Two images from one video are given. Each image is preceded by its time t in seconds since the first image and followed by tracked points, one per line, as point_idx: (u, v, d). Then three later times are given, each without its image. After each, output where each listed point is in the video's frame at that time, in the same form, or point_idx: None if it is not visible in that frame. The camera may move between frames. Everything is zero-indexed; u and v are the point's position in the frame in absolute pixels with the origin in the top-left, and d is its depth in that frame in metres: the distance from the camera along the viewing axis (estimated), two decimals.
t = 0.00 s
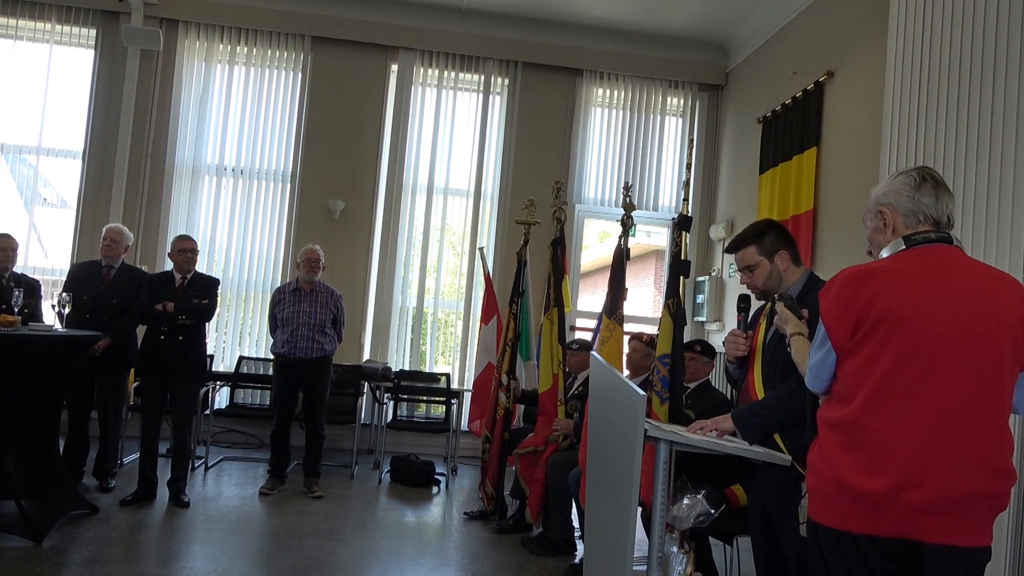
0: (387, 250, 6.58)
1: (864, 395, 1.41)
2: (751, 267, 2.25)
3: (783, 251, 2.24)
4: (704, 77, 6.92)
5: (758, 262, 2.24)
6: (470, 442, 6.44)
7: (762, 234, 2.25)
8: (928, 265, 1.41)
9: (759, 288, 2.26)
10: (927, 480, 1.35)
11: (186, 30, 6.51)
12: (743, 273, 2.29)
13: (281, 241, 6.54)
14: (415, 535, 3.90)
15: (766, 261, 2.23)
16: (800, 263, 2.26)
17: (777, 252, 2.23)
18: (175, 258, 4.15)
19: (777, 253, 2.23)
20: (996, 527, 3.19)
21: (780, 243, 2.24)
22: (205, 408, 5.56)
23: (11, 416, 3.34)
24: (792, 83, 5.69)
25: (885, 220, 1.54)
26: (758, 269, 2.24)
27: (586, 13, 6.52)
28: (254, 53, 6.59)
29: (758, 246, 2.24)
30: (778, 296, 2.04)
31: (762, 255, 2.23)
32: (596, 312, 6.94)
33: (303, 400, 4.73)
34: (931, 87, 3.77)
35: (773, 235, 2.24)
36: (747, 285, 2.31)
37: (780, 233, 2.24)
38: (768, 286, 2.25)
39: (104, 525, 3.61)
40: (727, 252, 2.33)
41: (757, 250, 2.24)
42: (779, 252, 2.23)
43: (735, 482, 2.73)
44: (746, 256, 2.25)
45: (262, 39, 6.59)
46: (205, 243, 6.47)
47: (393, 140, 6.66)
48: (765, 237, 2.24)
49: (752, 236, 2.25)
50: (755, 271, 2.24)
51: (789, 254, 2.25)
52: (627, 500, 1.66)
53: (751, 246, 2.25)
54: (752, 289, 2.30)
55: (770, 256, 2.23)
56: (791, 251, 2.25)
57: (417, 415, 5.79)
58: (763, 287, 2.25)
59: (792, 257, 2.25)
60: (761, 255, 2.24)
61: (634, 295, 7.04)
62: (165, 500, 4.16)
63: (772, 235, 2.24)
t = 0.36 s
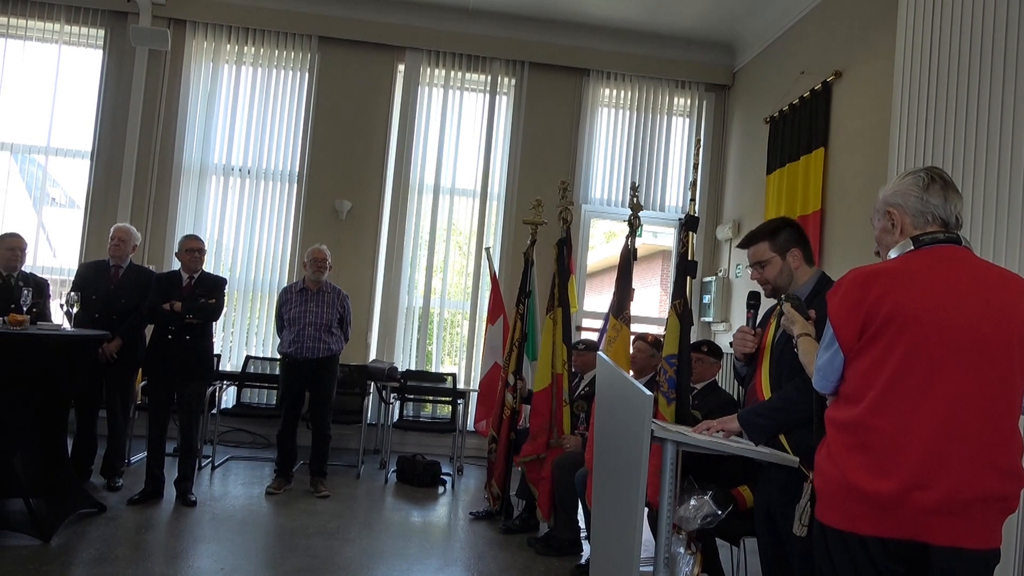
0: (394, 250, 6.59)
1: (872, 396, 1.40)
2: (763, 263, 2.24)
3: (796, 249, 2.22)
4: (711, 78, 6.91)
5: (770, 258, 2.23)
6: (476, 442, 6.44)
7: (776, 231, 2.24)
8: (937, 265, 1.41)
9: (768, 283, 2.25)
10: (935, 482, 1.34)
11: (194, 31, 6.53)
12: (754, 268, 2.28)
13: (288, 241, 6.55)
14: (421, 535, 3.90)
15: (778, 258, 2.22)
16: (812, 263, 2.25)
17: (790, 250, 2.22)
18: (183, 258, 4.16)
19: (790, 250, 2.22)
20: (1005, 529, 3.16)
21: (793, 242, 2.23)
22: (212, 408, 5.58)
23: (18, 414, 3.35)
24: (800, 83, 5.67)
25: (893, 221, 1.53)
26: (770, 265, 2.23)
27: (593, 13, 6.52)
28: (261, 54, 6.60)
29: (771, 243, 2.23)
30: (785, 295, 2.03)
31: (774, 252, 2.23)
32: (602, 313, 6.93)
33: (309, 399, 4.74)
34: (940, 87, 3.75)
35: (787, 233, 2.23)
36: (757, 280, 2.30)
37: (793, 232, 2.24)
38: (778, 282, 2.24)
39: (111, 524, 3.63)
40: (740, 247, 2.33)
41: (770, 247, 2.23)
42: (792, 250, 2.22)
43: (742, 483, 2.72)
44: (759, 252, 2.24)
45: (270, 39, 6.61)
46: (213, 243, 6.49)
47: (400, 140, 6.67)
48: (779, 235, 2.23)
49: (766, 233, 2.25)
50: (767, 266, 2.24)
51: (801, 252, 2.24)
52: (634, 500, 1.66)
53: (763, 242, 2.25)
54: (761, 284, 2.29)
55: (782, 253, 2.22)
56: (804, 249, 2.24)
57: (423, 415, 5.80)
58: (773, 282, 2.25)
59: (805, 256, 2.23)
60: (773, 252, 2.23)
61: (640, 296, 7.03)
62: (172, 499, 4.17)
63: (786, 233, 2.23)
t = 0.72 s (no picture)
0: (399, 250, 6.59)
1: (879, 394, 1.40)
2: (787, 243, 2.23)
3: (821, 239, 2.21)
4: (716, 76, 6.89)
5: (797, 240, 2.22)
6: (483, 441, 6.44)
7: (809, 219, 2.23)
8: (944, 262, 1.40)
9: (786, 264, 2.23)
10: (942, 479, 1.34)
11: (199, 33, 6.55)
12: (775, 247, 2.27)
13: (294, 241, 6.57)
14: (428, 535, 3.90)
15: (804, 243, 2.21)
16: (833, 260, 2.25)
17: (816, 239, 2.21)
18: (189, 259, 4.18)
19: (816, 240, 2.21)
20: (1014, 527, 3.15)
21: (821, 233, 2.22)
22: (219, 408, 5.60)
23: (27, 416, 3.37)
24: (805, 80, 5.66)
25: (898, 217, 1.52)
26: (794, 246, 2.22)
27: (597, 12, 6.51)
28: (266, 55, 6.62)
29: (801, 228, 2.22)
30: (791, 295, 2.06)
31: (802, 236, 2.22)
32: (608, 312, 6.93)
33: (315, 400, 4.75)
34: (946, 84, 3.73)
35: (818, 224, 2.22)
36: (775, 259, 2.28)
37: (823, 225, 2.22)
38: (795, 267, 2.23)
39: (120, 524, 3.64)
40: (769, 226, 2.32)
41: (799, 230, 2.22)
42: (818, 240, 2.21)
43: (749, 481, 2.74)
44: (787, 232, 2.23)
45: (274, 41, 6.62)
46: (219, 244, 6.51)
47: (404, 140, 6.67)
48: (809, 224, 2.22)
49: (797, 219, 2.24)
50: (790, 247, 2.22)
51: (826, 245, 2.22)
52: (640, 499, 1.66)
53: (793, 225, 2.24)
54: (778, 266, 2.27)
55: (809, 239, 2.21)
56: (830, 242, 2.23)
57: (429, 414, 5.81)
58: (791, 265, 2.23)
59: (828, 251, 2.22)
60: (801, 236, 2.22)
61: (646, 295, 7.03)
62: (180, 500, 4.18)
63: (815, 224, 2.22)
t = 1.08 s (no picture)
0: (404, 250, 6.60)
1: (885, 393, 1.39)
2: (789, 259, 2.23)
3: (823, 246, 2.20)
4: (721, 75, 6.88)
5: (796, 255, 2.22)
6: (488, 441, 6.44)
7: (803, 227, 2.22)
8: (950, 262, 1.39)
9: (794, 279, 2.25)
10: (948, 480, 1.33)
11: (205, 34, 6.57)
12: (779, 263, 2.28)
13: (299, 241, 6.58)
14: (433, 534, 3.91)
15: (805, 254, 2.20)
16: (839, 259, 2.23)
17: (817, 246, 2.21)
18: (196, 260, 4.19)
19: (816, 247, 2.21)
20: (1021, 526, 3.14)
21: (820, 237, 2.21)
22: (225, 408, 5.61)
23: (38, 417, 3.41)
24: (810, 79, 5.64)
25: (906, 216, 1.52)
26: (796, 261, 2.22)
27: (602, 11, 6.51)
28: (271, 56, 6.63)
29: (798, 239, 2.21)
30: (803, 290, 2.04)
31: (801, 248, 2.21)
32: (613, 312, 6.92)
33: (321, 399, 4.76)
34: (952, 82, 3.72)
35: (814, 229, 2.21)
36: (782, 275, 2.30)
37: (820, 227, 2.22)
38: (803, 280, 2.24)
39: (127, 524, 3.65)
40: (768, 240, 2.32)
41: (797, 243, 2.21)
42: (819, 246, 2.20)
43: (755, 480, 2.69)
44: (785, 248, 2.23)
45: (279, 41, 6.64)
46: (224, 245, 6.53)
47: (409, 140, 6.68)
48: (806, 231, 2.21)
49: (793, 228, 2.23)
50: (793, 263, 2.23)
51: (829, 248, 2.22)
52: (646, 499, 1.65)
53: (790, 237, 2.23)
54: (787, 280, 2.29)
55: (809, 250, 2.21)
56: (831, 244, 2.22)
57: (435, 414, 5.82)
58: (800, 279, 2.24)
59: (832, 253, 2.21)
60: (800, 248, 2.21)
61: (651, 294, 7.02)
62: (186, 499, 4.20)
63: (813, 228, 2.21)
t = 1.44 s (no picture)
0: (408, 250, 6.61)
1: (891, 391, 1.39)
2: (790, 260, 2.23)
3: (824, 245, 2.20)
4: (724, 73, 6.87)
5: (797, 255, 2.22)
6: (493, 441, 6.45)
7: (804, 228, 2.22)
8: (956, 259, 1.39)
9: (797, 281, 2.25)
10: (955, 478, 1.33)
11: (208, 35, 6.59)
12: (781, 265, 2.28)
13: (304, 242, 6.59)
14: (439, 534, 3.92)
15: (806, 255, 2.20)
16: (841, 258, 2.23)
17: (818, 246, 2.20)
18: (200, 261, 4.21)
19: (817, 247, 2.20)
20: None
21: (821, 237, 2.21)
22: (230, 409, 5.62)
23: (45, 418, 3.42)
24: (814, 76, 5.63)
25: (911, 212, 1.51)
26: (797, 262, 2.22)
27: (604, 10, 6.51)
28: (275, 57, 6.64)
29: (798, 240, 2.21)
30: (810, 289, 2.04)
31: (802, 249, 2.21)
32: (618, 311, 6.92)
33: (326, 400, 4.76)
34: (957, 79, 3.70)
35: (816, 229, 2.21)
36: (785, 276, 2.29)
37: (821, 227, 2.21)
38: (806, 280, 2.23)
39: (133, 525, 3.66)
40: (769, 241, 2.31)
41: (797, 244, 2.21)
42: (820, 246, 2.20)
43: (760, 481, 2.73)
44: (787, 249, 2.23)
45: (282, 42, 6.65)
46: (229, 246, 6.54)
47: (413, 140, 6.68)
48: (807, 231, 2.21)
49: (793, 229, 2.23)
50: (794, 264, 2.22)
51: (830, 247, 2.22)
52: (651, 499, 1.65)
53: (791, 238, 2.23)
54: (790, 281, 2.29)
55: (810, 250, 2.20)
56: (833, 244, 2.22)
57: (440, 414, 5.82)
58: (802, 280, 2.24)
59: (833, 252, 2.21)
60: (801, 249, 2.21)
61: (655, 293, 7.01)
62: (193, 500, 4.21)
63: (813, 229, 2.21)
